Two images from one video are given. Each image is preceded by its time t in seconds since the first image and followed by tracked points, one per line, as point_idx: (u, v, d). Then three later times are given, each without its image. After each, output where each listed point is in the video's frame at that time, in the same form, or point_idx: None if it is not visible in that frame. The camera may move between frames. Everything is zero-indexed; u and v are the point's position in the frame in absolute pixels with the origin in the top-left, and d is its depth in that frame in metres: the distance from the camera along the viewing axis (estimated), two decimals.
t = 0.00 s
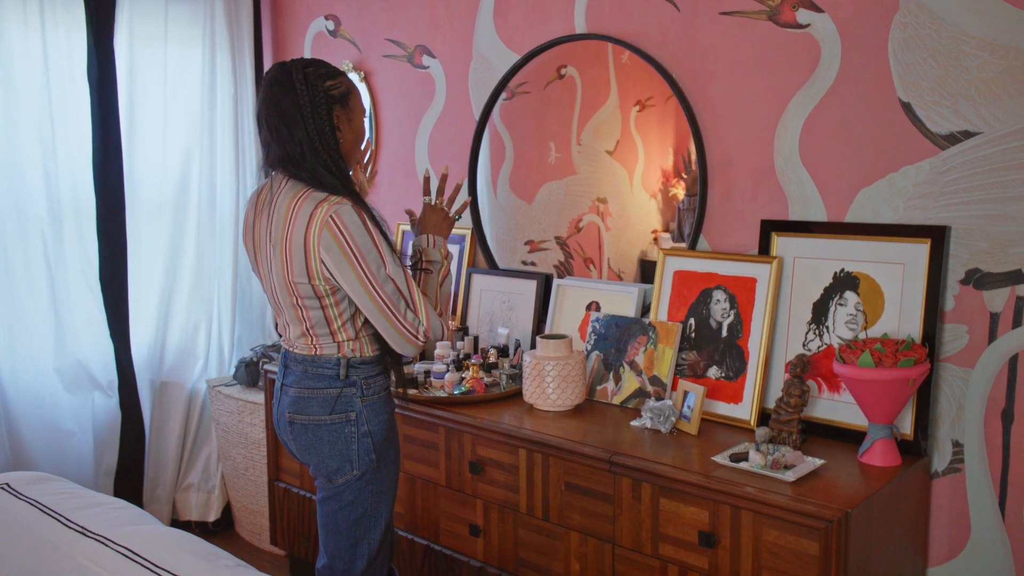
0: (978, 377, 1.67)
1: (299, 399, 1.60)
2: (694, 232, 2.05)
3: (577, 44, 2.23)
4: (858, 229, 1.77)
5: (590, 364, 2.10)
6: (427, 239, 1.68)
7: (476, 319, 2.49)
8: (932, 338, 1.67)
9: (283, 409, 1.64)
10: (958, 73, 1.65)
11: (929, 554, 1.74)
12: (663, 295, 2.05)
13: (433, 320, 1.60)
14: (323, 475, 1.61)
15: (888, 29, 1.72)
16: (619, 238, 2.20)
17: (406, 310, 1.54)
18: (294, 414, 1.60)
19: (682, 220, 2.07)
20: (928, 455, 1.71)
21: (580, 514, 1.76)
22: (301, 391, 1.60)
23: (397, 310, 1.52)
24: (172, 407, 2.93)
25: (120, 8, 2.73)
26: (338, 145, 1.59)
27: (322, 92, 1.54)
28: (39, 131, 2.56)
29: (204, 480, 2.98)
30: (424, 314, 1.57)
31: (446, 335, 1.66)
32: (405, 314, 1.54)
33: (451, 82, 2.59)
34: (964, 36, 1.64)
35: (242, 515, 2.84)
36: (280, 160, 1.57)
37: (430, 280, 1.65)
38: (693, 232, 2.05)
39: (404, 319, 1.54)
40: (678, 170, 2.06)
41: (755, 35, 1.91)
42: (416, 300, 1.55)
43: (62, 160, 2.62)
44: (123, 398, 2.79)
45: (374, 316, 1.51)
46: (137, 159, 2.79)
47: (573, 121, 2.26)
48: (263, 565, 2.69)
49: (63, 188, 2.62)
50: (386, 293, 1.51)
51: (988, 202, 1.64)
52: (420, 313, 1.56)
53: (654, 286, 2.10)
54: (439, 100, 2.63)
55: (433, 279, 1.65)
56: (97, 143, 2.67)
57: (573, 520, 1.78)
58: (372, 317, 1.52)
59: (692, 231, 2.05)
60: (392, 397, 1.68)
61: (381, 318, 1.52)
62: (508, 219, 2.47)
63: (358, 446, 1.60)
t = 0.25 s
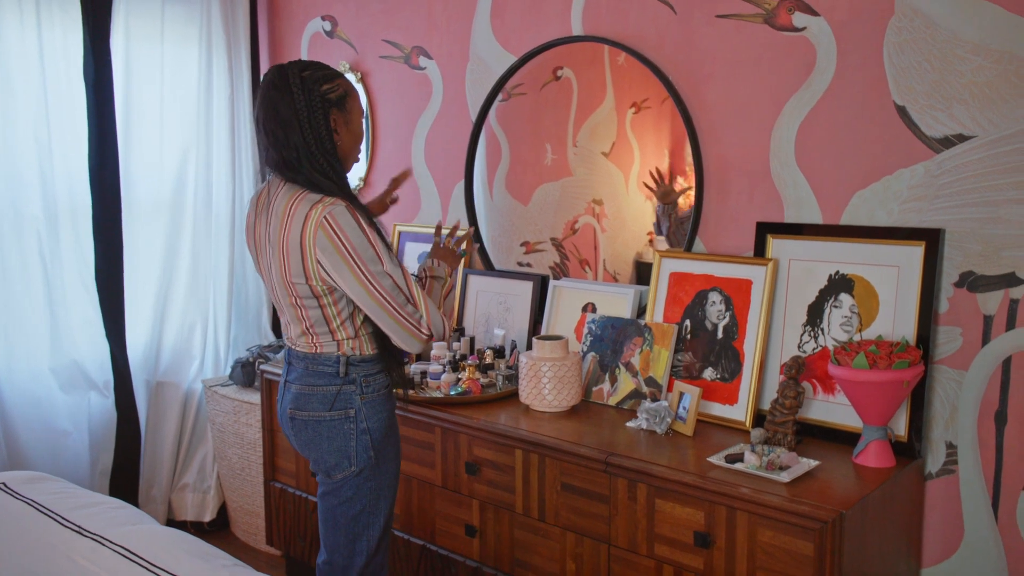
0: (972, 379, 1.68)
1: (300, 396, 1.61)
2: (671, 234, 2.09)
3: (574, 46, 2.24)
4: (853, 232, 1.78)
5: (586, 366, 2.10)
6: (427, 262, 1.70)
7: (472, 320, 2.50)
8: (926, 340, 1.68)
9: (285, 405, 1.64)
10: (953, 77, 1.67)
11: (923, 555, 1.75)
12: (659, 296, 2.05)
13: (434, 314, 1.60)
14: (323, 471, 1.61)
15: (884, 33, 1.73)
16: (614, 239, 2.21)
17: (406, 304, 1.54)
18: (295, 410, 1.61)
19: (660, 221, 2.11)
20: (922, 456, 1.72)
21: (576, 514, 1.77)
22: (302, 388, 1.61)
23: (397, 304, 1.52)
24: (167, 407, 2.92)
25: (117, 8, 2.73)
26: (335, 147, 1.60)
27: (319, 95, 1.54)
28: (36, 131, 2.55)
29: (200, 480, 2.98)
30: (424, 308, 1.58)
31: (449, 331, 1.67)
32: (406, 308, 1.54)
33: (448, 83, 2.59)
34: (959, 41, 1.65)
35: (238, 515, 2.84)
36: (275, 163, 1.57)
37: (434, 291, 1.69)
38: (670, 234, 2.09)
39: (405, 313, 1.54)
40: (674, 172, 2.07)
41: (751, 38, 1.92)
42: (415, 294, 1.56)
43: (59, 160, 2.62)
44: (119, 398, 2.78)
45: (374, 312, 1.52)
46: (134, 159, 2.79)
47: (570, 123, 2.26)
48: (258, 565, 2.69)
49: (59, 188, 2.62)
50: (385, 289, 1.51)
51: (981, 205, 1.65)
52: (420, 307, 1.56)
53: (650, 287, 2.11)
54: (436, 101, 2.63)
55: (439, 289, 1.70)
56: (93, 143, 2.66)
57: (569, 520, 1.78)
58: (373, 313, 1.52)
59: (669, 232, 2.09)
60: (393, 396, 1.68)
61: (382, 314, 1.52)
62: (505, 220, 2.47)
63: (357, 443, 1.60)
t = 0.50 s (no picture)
0: (970, 381, 1.69)
1: (308, 389, 1.65)
2: (655, 232, 2.12)
3: (573, 48, 2.24)
4: (851, 234, 1.79)
5: (585, 367, 2.11)
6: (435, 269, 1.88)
7: (472, 321, 2.50)
8: (924, 342, 1.68)
9: (294, 399, 1.68)
10: (951, 80, 1.67)
11: (921, 556, 1.75)
12: (658, 298, 2.06)
13: (441, 304, 1.65)
14: (328, 462, 1.65)
15: (881, 36, 1.74)
16: (614, 241, 2.21)
17: (414, 297, 1.58)
18: (303, 403, 1.65)
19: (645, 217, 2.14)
20: (920, 457, 1.73)
21: (574, 515, 1.77)
22: (310, 382, 1.65)
23: (405, 297, 1.56)
24: (168, 408, 2.93)
25: (117, 9, 2.73)
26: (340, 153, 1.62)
27: (323, 104, 1.57)
28: (37, 132, 2.56)
29: (200, 481, 2.98)
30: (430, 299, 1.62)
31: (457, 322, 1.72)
32: (414, 300, 1.57)
33: (448, 85, 2.60)
34: (956, 44, 1.66)
35: (237, 516, 2.85)
36: (283, 170, 1.61)
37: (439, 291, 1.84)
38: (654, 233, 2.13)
39: (414, 305, 1.57)
40: (673, 174, 2.07)
41: (750, 41, 1.93)
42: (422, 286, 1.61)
43: (59, 161, 2.63)
44: (120, 399, 2.79)
45: (384, 305, 1.55)
46: (134, 160, 2.80)
47: (570, 125, 2.27)
48: (258, 565, 2.69)
49: (60, 189, 2.62)
50: (393, 283, 1.54)
51: (979, 208, 1.65)
52: (426, 297, 1.60)
53: (648, 289, 2.12)
54: (435, 103, 2.64)
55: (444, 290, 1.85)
56: (94, 144, 2.67)
57: (568, 521, 1.78)
58: (383, 307, 1.55)
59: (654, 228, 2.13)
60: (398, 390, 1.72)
61: (391, 307, 1.55)
62: (504, 221, 2.48)
63: (361, 435, 1.64)
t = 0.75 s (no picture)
0: (966, 380, 1.69)
1: (311, 376, 1.69)
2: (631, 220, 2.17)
3: (572, 48, 2.25)
4: (848, 233, 1.79)
5: (584, 366, 2.12)
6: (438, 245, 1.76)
7: (470, 321, 2.51)
8: (921, 341, 1.69)
9: (298, 385, 1.73)
10: (947, 80, 1.68)
11: (918, 554, 1.76)
12: (656, 297, 2.07)
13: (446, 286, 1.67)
14: (329, 447, 1.69)
15: (878, 36, 1.75)
16: (612, 241, 2.22)
17: (417, 281, 1.61)
18: (307, 389, 1.70)
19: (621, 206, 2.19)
20: (917, 456, 1.73)
21: (573, 513, 1.78)
22: (314, 369, 1.69)
23: (409, 283, 1.60)
24: (168, 407, 2.94)
25: (117, 10, 2.74)
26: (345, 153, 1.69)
27: (326, 108, 1.63)
28: (37, 132, 2.57)
29: (200, 480, 2.99)
30: (433, 281, 1.64)
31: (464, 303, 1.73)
32: (418, 285, 1.61)
33: (447, 85, 2.61)
34: (952, 44, 1.67)
35: (237, 515, 2.86)
36: (290, 173, 1.67)
37: (443, 270, 1.74)
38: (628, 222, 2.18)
39: (417, 289, 1.61)
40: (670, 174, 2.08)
41: (747, 41, 1.93)
42: (424, 271, 1.63)
43: (60, 161, 2.63)
44: (120, 398, 2.80)
45: (391, 293, 1.59)
46: (135, 160, 2.81)
47: (568, 125, 2.28)
48: (258, 563, 2.70)
49: (60, 188, 2.63)
50: (397, 271, 1.58)
51: (975, 207, 1.66)
52: (429, 280, 1.63)
53: (646, 288, 2.12)
54: (435, 103, 2.65)
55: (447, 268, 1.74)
56: (94, 144, 2.68)
57: (566, 519, 1.79)
58: (390, 294, 1.59)
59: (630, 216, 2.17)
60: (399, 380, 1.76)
61: (398, 294, 1.59)
62: (503, 221, 2.49)
63: (361, 421, 1.68)
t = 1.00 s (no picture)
0: (962, 379, 1.70)
1: (308, 366, 1.75)
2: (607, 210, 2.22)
3: (570, 48, 2.26)
4: (844, 234, 1.80)
5: (581, 365, 2.12)
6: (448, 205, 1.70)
7: (469, 320, 2.52)
8: (917, 340, 1.70)
9: (295, 374, 1.79)
10: (943, 80, 1.68)
11: (914, 553, 1.77)
12: (654, 297, 2.07)
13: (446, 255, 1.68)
14: (325, 436, 1.74)
15: (875, 37, 1.75)
16: (611, 240, 2.23)
17: (416, 258, 1.63)
18: (303, 379, 1.75)
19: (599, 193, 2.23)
20: (913, 455, 1.74)
21: (570, 512, 1.78)
22: (310, 360, 1.75)
23: (410, 260, 1.62)
24: (167, 406, 2.94)
25: (116, 10, 2.75)
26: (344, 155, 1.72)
27: (325, 109, 1.66)
28: (37, 132, 2.58)
29: (199, 479, 3.00)
30: (431, 253, 1.65)
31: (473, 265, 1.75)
32: (419, 260, 1.63)
33: (445, 85, 2.61)
34: (948, 44, 1.67)
35: (236, 514, 2.86)
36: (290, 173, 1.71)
37: (452, 235, 1.71)
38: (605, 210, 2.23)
39: (419, 265, 1.63)
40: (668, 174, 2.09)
41: (745, 41, 1.94)
42: (421, 248, 1.63)
43: (59, 161, 2.64)
44: (119, 398, 2.80)
45: (398, 276, 1.62)
46: (134, 160, 2.82)
47: (567, 125, 2.28)
48: (257, 562, 2.71)
49: (60, 188, 2.64)
50: (396, 253, 1.61)
51: (971, 207, 1.67)
52: (426, 253, 1.64)
53: (644, 288, 2.13)
54: (433, 103, 2.65)
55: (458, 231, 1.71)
56: (93, 144, 2.68)
57: (564, 518, 1.80)
58: (397, 277, 1.63)
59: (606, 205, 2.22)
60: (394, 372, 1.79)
61: (404, 275, 1.62)
62: (502, 221, 2.49)
63: (354, 412, 1.72)
